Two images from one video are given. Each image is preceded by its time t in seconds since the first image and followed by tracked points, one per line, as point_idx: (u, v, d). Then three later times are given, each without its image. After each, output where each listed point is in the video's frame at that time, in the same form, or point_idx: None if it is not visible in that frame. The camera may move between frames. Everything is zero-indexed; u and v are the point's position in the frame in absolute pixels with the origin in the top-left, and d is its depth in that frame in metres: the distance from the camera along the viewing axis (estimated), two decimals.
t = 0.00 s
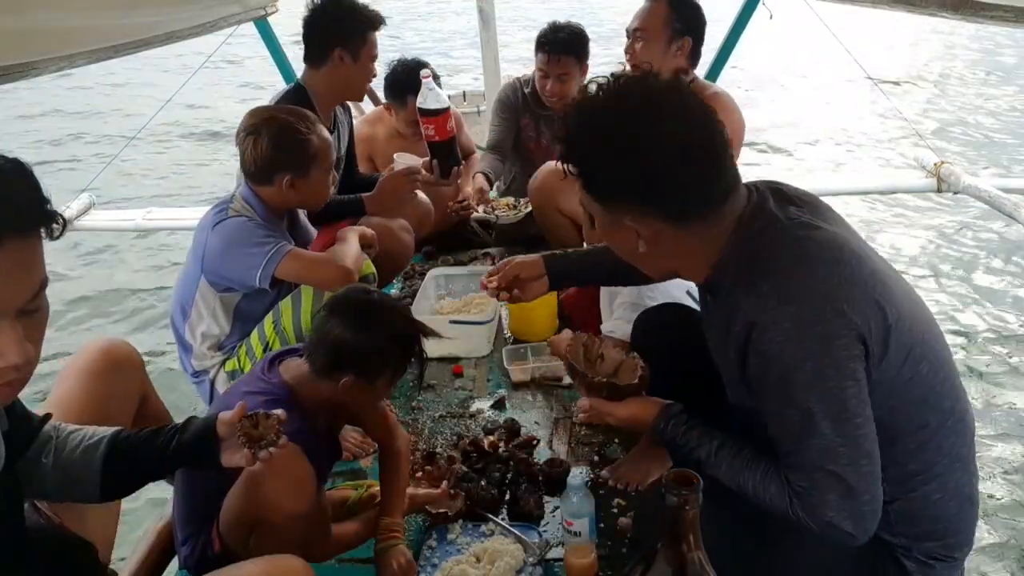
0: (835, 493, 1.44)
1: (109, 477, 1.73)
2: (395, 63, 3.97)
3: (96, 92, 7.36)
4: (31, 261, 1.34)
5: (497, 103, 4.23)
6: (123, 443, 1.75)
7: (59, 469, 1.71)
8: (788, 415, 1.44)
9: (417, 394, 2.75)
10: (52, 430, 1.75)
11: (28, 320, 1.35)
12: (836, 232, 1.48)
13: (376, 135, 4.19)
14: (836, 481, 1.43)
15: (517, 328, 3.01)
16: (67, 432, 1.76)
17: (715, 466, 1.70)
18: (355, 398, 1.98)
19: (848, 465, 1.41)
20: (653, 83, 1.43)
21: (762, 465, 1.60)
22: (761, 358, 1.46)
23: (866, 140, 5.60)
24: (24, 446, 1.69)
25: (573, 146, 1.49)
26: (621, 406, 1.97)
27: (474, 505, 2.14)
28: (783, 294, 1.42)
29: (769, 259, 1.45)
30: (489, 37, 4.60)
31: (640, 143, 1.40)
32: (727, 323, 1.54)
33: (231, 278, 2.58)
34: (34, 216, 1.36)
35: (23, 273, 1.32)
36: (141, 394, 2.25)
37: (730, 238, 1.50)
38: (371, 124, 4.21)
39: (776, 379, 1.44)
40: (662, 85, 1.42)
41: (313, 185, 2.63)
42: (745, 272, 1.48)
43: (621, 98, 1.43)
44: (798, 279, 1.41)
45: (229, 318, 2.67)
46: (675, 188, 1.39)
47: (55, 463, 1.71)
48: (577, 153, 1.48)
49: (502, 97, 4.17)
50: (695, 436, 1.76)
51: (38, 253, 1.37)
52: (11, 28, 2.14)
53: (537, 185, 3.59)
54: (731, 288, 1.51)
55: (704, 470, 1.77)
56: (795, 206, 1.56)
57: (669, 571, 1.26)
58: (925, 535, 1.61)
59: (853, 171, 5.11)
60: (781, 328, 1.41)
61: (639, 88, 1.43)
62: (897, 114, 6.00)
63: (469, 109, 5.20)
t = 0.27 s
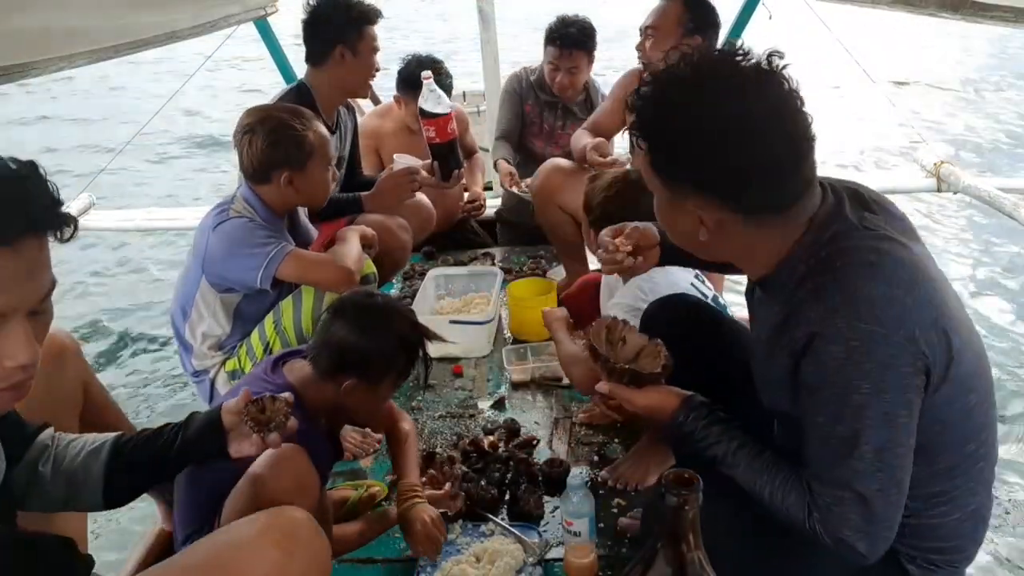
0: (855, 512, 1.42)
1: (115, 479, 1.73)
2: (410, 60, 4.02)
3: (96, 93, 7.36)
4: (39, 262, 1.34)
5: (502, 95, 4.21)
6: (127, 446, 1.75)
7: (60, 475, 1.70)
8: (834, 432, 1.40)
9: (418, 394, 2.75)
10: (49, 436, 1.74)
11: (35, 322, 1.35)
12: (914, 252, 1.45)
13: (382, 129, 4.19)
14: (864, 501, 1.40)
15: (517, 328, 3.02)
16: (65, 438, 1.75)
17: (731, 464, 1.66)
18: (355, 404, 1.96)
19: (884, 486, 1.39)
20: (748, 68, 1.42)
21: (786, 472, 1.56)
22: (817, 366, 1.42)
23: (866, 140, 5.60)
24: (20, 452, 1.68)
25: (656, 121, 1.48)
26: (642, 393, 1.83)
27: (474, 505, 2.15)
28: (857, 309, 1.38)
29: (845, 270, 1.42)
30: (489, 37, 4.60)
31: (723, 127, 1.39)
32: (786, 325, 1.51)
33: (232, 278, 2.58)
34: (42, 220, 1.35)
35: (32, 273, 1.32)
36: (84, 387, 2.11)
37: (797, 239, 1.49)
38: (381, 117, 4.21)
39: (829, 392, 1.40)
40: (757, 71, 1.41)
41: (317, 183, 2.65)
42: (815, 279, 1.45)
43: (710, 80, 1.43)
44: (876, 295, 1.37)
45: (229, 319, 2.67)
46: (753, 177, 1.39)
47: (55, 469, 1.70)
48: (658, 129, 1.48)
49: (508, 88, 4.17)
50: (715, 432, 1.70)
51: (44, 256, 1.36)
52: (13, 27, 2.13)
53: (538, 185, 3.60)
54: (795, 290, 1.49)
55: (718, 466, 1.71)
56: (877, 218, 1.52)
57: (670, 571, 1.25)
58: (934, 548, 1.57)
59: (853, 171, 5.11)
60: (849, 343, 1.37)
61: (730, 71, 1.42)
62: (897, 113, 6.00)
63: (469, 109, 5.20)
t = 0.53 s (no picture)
0: (874, 509, 1.42)
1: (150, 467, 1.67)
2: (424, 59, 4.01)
3: (96, 93, 7.37)
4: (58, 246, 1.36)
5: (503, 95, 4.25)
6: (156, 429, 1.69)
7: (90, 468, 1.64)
8: (863, 430, 1.40)
9: (417, 393, 2.75)
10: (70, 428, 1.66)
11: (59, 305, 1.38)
12: (951, 256, 1.45)
13: (392, 125, 4.17)
14: (886, 500, 1.41)
15: (518, 328, 3.03)
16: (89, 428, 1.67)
17: (741, 463, 1.67)
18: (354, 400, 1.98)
19: (908, 484, 1.40)
20: (799, 60, 1.42)
21: (804, 472, 1.56)
22: (851, 364, 1.41)
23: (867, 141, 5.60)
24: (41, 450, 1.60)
25: (704, 108, 1.48)
26: (650, 393, 1.81)
27: (474, 505, 2.14)
28: (899, 308, 1.38)
29: (886, 268, 1.41)
30: (489, 37, 4.60)
31: (769, 115, 1.39)
32: (820, 323, 1.50)
33: (232, 279, 2.57)
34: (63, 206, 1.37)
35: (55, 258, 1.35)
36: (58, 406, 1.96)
37: (836, 235, 1.49)
38: (389, 113, 4.20)
39: (860, 391, 1.40)
40: (809, 64, 1.41)
41: (315, 184, 2.65)
42: (854, 276, 1.45)
43: (761, 69, 1.43)
44: (918, 295, 1.37)
45: (229, 320, 2.67)
46: (799, 169, 1.39)
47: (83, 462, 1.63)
48: (707, 115, 1.47)
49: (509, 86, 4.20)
50: (725, 432, 1.71)
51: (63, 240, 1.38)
52: (15, 28, 2.14)
53: (537, 189, 3.60)
54: (832, 287, 1.48)
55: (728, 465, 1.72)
56: (914, 219, 1.52)
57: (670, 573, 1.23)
58: (939, 547, 1.57)
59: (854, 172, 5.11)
60: (891, 343, 1.37)
61: (778, 60, 1.43)
62: (897, 114, 6.00)
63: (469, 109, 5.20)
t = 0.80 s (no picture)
0: (879, 503, 1.41)
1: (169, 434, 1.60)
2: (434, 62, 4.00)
3: (96, 93, 7.37)
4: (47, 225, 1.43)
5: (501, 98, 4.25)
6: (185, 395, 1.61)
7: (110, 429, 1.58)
8: (867, 423, 1.40)
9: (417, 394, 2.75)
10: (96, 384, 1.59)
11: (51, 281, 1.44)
12: (954, 252, 1.46)
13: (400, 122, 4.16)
14: (890, 493, 1.40)
15: (517, 328, 3.03)
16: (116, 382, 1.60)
17: (742, 461, 1.67)
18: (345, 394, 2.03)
19: (911, 477, 1.39)
20: (811, 55, 1.43)
21: (807, 469, 1.56)
22: (855, 357, 1.42)
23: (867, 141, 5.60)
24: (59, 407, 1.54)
25: (717, 101, 1.48)
26: (649, 393, 1.80)
27: (474, 505, 2.14)
28: (903, 302, 1.38)
29: (890, 263, 1.42)
30: (489, 37, 4.60)
31: (785, 105, 1.40)
32: (826, 318, 1.51)
33: (232, 279, 2.57)
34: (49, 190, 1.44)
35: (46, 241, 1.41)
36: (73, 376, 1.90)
37: (842, 230, 1.50)
38: (397, 111, 4.19)
39: (863, 385, 1.40)
40: (821, 60, 1.42)
41: (317, 185, 2.66)
42: (860, 271, 1.45)
43: (774, 62, 1.43)
44: (922, 289, 1.38)
45: (229, 320, 2.66)
46: (809, 161, 1.39)
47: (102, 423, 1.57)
48: (719, 108, 1.48)
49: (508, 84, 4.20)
50: (725, 430, 1.70)
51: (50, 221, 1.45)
52: (15, 28, 2.14)
53: (540, 201, 3.61)
54: (838, 282, 1.49)
55: (728, 463, 1.72)
56: (918, 216, 1.52)
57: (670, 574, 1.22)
58: (939, 544, 1.59)
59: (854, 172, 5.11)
60: (895, 336, 1.37)
61: (793, 53, 1.44)
62: (897, 114, 6.00)
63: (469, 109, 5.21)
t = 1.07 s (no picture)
0: (877, 488, 1.47)
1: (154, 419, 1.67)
2: (450, 62, 3.98)
3: (94, 93, 7.35)
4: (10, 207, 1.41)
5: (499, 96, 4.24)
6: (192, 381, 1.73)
7: (117, 405, 1.71)
8: (863, 408, 1.46)
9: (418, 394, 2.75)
10: (112, 357, 1.73)
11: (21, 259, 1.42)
12: (943, 242, 1.52)
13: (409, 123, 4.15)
14: (885, 476, 1.46)
15: (517, 328, 3.02)
16: (134, 361, 1.74)
17: (740, 455, 1.72)
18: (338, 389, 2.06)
19: (906, 461, 1.45)
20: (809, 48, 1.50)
21: (807, 460, 1.61)
22: (848, 342, 1.49)
23: (866, 140, 5.60)
24: (77, 380, 1.69)
25: (716, 90, 1.57)
26: (645, 390, 1.85)
27: (474, 505, 2.13)
28: (893, 290, 1.45)
29: (879, 252, 1.49)
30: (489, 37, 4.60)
31: (783, 98, 1.47)
32: (820, 306, 1.58)
33: (233, 279, 2.58)
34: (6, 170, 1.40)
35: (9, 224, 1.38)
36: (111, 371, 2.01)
37: (832, 220, 1.57)
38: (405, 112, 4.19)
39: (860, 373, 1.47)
40: (818, 53, 1.48)
41: (318, 186, 2.65)
42: (850, 260, 1.53)
43: (772, 54, 1.51)
44: (911, 277, 1.44)
45: (229, 320, 2.66)
46: (798, 152, 1.47)
47: (114, 399, 1.71)
48: (716, 96, 1.57)
49: (509, 80, 4.22)
50: (722, 424, 1.75)
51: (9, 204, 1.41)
52: (19, 28, 2.14)
53: (538, 189, 3.62)
54: (829, 269, 1.57)
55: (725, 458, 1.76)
56: (909, 209, 1.59)
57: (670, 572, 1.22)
58: (936, 536, 1.64)
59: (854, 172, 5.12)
60: (886, 322, 1.44)
61: (796, 47, 1.50)
62: (897, 114, 6.01)
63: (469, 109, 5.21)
